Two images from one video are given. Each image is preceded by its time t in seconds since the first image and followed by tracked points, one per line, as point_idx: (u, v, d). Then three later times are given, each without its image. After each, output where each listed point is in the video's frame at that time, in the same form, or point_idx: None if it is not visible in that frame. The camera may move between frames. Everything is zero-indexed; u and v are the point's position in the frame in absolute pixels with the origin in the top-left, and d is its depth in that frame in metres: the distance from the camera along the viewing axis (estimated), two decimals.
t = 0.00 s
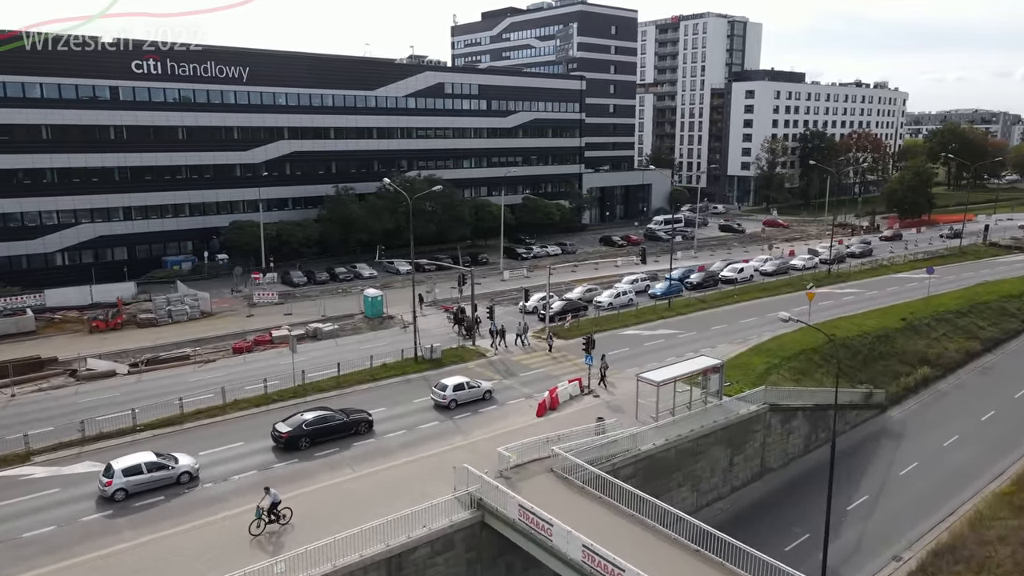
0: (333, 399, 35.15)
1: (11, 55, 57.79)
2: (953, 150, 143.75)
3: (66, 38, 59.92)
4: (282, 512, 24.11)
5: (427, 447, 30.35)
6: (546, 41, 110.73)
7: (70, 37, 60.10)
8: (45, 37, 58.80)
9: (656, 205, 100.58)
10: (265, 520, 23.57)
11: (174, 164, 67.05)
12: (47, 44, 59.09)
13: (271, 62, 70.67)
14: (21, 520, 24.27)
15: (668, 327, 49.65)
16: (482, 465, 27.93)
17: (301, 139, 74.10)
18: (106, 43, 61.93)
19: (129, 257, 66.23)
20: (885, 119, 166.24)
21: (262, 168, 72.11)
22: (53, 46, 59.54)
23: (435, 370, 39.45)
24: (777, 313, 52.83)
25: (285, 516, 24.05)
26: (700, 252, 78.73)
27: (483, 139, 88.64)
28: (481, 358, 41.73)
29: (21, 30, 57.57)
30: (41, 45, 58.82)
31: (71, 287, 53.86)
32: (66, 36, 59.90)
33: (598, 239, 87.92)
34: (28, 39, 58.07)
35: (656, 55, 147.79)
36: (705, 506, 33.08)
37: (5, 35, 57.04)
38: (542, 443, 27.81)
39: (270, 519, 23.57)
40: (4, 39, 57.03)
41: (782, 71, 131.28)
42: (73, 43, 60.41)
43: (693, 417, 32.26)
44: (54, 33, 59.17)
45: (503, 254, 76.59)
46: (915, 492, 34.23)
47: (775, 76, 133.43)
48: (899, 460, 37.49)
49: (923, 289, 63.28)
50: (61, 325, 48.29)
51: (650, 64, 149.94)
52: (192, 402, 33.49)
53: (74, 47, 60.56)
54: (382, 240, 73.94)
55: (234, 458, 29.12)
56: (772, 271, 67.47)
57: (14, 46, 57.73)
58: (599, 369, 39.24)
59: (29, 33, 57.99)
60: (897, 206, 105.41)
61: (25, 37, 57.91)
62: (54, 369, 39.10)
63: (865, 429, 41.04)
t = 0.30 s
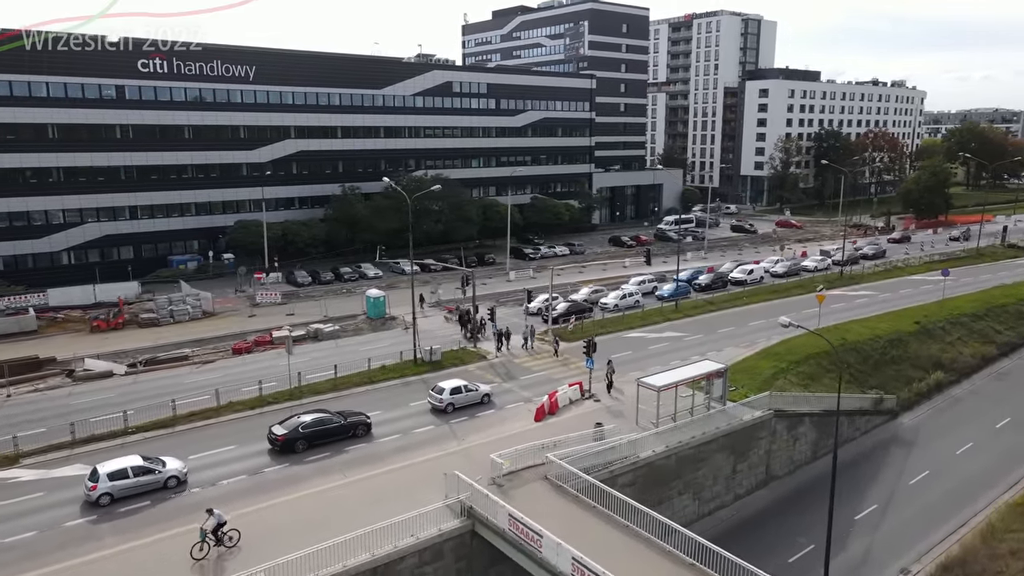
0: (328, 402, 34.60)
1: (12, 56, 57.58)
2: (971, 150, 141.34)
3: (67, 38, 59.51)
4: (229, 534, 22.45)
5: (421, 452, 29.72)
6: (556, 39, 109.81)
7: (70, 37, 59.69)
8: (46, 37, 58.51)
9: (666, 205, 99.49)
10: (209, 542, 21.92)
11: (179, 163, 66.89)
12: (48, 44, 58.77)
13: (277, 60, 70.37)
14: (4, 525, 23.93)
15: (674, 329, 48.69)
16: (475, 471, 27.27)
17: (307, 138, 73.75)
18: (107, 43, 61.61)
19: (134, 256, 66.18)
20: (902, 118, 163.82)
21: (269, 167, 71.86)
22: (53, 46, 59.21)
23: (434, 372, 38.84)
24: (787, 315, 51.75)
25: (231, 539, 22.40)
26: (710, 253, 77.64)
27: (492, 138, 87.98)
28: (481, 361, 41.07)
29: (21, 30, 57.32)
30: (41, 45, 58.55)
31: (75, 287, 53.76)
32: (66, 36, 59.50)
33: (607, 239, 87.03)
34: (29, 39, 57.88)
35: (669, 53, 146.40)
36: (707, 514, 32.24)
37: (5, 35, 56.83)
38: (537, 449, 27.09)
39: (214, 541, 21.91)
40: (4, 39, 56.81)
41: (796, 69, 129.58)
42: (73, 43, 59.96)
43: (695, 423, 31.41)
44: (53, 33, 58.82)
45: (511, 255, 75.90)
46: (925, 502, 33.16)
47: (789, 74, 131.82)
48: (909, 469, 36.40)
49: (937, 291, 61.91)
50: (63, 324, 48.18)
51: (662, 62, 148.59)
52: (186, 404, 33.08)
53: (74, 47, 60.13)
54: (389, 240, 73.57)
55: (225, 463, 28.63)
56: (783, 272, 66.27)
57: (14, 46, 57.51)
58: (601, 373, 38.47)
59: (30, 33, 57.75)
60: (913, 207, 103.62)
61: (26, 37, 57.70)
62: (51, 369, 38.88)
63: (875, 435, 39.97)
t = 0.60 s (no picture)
0: (324, 404, 34.04)
1: (13, 56, 57.61)
2: (991, 149, 138.80)
3: (66, 38, 59.36)
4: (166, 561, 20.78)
5: (414, 457, 29.06)
6: (567, 37, 108.95)
7: (70, 37, 59.50)
8: (46, 37, 58.38)
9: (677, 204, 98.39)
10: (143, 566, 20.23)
11: (185, 162, 66.80)
12: (48, 44, 58.62)
13: (283, 59, 70.12)
14: None
15: (680, 332, 47.76)
16: (468, 478, 26.60)
17: (314, 138, 73.44)
18: (107, 43, 61.38)
19: (140, 255, 66.13)
20: (920, 117, 161.35)
21: (275, 166, 71.60)
22: (53, 46, 59.05)
23: (432, 375, 38.24)
24: (795, 318, 50.70)
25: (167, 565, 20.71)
26: (720, 254, 76.51)
27: (501, 137, 87.33)
28: (482, 363, 40.41)
29: (20, 30, 57.28)
30: (41, 45, 58.41)
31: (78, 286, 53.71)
32: (66, 36, 59.32)
33: (616, 240, 86.12)
34: (28, 39, 57.83)
35: (682, 52, 145.09)
36: (709, 523, 31.42)
37: (5, 35, 56.85)
38: (531, 455, 26.39)
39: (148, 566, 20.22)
40: (4, 39, 56.83)
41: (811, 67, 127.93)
42: (73, 43, 59.77)
43: (696, 430, 30.59)
44: (54, 33, 58.70)
45: (518, 255, 75.23)
46: (936, 513, 32.07)
47: (804, 73, 130.21)
48: (920, 478, 35.31)
49: (953, 293, 60.48)
50: (65, 324, 48.08)
51: (675, 61, 147.32)
52: (179, 406, 32.69)
53: (74, 47, 59.91)
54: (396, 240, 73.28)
55: (215, 467, 28.14)
56: (794, 274, 65.07)
57: (15, 46, 57.57)
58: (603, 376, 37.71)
59: (29, 33, 57.67)
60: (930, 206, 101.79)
61: (25, 37, 57.67)
62: (49, 369, 38.66)
63: (885, 442, 38.90)
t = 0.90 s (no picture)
0: (320, 407, 33.48)
1: (12, 56, 57.48)
2: (1011, 148, 136.29)
3: (66, 38, 59.02)
4: None
5: (407, 463, 28.41)
6: (577, 36, 108.01)
7: (70, 37, 59.16)
8: (46, 37, 58.04)
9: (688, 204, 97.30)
10: None
11: (191, 161, 66.63)
12: (48, 44, 58.30)
13: (289, 57, 69.75)
14: None
15: (686, 335, 46.82)
16: (460, 484, 25.91)
17: (320, 136, 73.10)
18: (107, 43, 60.99)
19: (146, 254, 66.07)
20: (938, 116, 158.89)
21: (281, 165, 71.31)
22: (54, 46, 58.79)
23: (431, 377, 37.61)
24: (805, 321, 49.60)
25: None
26: (731, 255, 75.38)
27: (509, 136, 86.63)
28: (482, 365, 39.74)
29: (20, 30, 57.09)
30: (41, 45, 58.12)
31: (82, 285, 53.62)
32: (66, 36, 58.98)
33: (626, 240, 85.18)
34: (28, 39, 57.62)
35: (695, 51, 143.72)
36: (710, 532, 30.56)
37: (4, 36, 56.68)
38: (525, 462, 25.67)
39: None
40: (3, 40, 56.68)
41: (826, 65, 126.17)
42: (73, 43, 59.43)
43: (698, 436, 29.72)
44: (54, 33, 58.36)
45: (525, 255, 74.54)
46: (947, 525, 31.02)
47: (819, 71, 128.45)
48: (930, 487, 34.25)
49: (969, 296, 59.09)
50: (67, 323, 47.94)
51: (688, 60, 145.93)
52: (173, 408, 32.27)
53: (73, 47, 59.58)
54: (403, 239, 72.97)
55: (205, 471, 27.63)
56: (805, 275, 63.92)
57: (14, 46, 57.41)
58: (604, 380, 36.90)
59: (29, 33, 57.44)
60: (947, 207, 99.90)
61: (25, 37, 57.48)
62: (46, 369, 38.42)
63: (896, 450, 37.85)
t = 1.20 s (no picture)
0: (315, 409, 32.99)
1: (11, 55, 57.28)
2: None
3: (66, 38, 58.81)
4: None
5: (400, 468, 27.78)
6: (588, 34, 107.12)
7: (69, 37, 58.92)
8: (45, 37, 57.92)
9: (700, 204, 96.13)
10: None
11: (198, 160, 66.53)
12: (47, 44, 58.15)
13: (296, 56, 69.46)
14: None
15: (693, 337, 45.89)
16: (452, 491, 25.24)
17: (328, 135, 72.81)
18: (106, 43, 60.60)
19: (153, 253, 66.06)
20: (958, 114, 156.20)
21: (288, 164, 71.06)
22: (54, 46, 58.68)
23: (430, 380, 37.01)
24: (816, 324, 48.49)
25: None
26: (742, 256, 74.25)
27: (519, 135, 85.94)
28: (482, 368, 39.09)
29: (19, 30, 57.02)
30: (40, 45, 57.99)
31: (87, 284, 53.57)
32: (65, 36, 58.75)
33: (636, 240, 84.20)
34: (28, 38, 57.52)
35: (709, 49, 142.23)
36: (712, 542, 29.70)
37: (5, 35, 56.60)
38: (518, 469, 24.95)
39: None
40: (3, 39, 56.57)
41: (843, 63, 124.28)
42: (72, 43, 59.16)
43: (700, 443, 28.89)
44: (53, 33, 58.18)
45: (534, 255, 73.85)
46: (959, 537, 29.93)
47: (835, 69, 126.60)
48: (943, 497, 33.14)
49: (987, 299, 57.63)
50: (70, 322, 47.84)
51: (702, 58, 144.44)
52: (166, 410, 31.88)
53: (73, 47, 59.28)
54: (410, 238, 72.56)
55: (194, 474, 27.18)
56: (818, 277, 62.73)
57: (13, 46, 57.25)
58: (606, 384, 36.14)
59: (29, 33, 57.38)
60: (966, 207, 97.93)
61: (24, 37, 57.38)
62: (44, 369, 38.23)
63: (907, 458, 36.75)
